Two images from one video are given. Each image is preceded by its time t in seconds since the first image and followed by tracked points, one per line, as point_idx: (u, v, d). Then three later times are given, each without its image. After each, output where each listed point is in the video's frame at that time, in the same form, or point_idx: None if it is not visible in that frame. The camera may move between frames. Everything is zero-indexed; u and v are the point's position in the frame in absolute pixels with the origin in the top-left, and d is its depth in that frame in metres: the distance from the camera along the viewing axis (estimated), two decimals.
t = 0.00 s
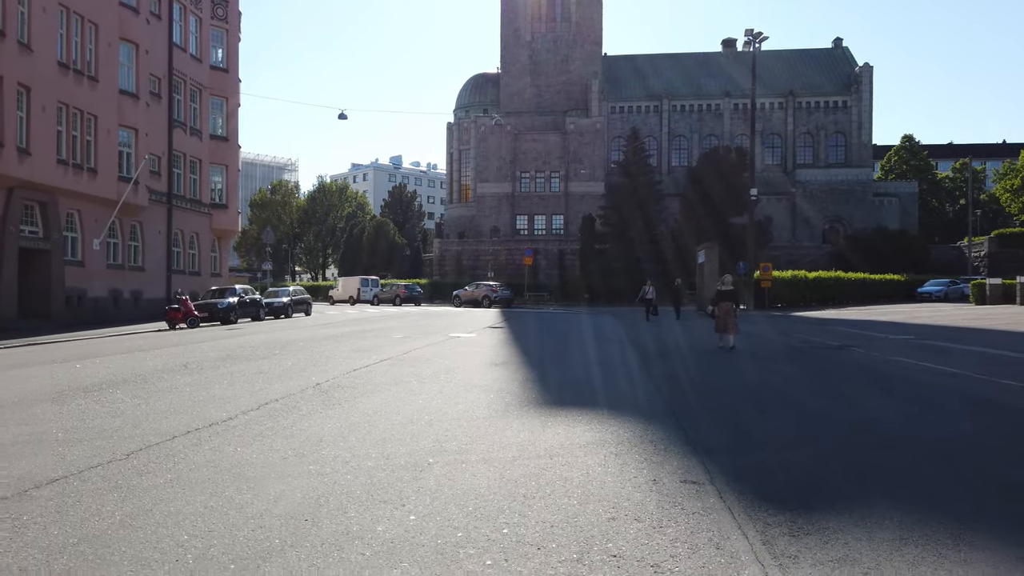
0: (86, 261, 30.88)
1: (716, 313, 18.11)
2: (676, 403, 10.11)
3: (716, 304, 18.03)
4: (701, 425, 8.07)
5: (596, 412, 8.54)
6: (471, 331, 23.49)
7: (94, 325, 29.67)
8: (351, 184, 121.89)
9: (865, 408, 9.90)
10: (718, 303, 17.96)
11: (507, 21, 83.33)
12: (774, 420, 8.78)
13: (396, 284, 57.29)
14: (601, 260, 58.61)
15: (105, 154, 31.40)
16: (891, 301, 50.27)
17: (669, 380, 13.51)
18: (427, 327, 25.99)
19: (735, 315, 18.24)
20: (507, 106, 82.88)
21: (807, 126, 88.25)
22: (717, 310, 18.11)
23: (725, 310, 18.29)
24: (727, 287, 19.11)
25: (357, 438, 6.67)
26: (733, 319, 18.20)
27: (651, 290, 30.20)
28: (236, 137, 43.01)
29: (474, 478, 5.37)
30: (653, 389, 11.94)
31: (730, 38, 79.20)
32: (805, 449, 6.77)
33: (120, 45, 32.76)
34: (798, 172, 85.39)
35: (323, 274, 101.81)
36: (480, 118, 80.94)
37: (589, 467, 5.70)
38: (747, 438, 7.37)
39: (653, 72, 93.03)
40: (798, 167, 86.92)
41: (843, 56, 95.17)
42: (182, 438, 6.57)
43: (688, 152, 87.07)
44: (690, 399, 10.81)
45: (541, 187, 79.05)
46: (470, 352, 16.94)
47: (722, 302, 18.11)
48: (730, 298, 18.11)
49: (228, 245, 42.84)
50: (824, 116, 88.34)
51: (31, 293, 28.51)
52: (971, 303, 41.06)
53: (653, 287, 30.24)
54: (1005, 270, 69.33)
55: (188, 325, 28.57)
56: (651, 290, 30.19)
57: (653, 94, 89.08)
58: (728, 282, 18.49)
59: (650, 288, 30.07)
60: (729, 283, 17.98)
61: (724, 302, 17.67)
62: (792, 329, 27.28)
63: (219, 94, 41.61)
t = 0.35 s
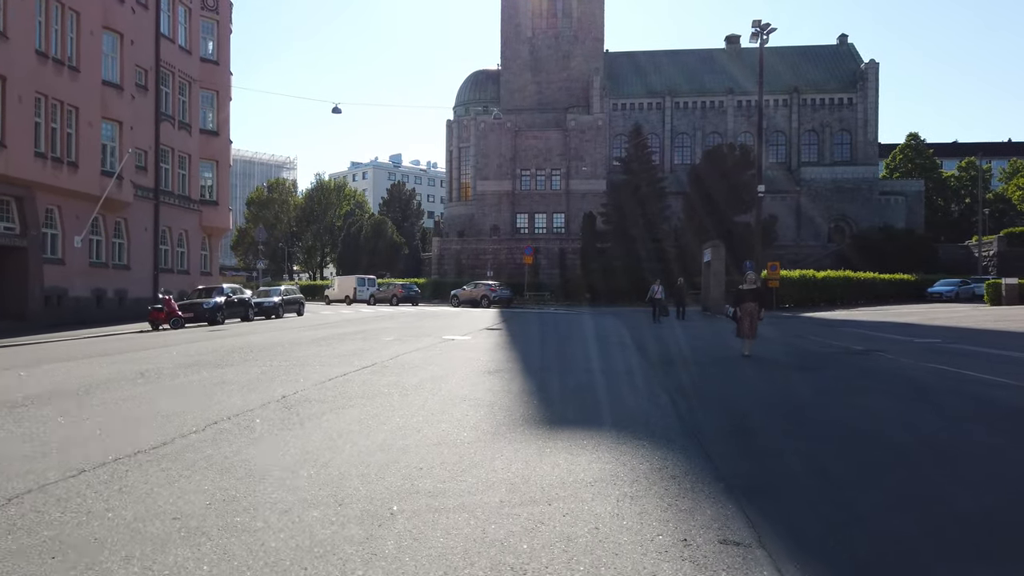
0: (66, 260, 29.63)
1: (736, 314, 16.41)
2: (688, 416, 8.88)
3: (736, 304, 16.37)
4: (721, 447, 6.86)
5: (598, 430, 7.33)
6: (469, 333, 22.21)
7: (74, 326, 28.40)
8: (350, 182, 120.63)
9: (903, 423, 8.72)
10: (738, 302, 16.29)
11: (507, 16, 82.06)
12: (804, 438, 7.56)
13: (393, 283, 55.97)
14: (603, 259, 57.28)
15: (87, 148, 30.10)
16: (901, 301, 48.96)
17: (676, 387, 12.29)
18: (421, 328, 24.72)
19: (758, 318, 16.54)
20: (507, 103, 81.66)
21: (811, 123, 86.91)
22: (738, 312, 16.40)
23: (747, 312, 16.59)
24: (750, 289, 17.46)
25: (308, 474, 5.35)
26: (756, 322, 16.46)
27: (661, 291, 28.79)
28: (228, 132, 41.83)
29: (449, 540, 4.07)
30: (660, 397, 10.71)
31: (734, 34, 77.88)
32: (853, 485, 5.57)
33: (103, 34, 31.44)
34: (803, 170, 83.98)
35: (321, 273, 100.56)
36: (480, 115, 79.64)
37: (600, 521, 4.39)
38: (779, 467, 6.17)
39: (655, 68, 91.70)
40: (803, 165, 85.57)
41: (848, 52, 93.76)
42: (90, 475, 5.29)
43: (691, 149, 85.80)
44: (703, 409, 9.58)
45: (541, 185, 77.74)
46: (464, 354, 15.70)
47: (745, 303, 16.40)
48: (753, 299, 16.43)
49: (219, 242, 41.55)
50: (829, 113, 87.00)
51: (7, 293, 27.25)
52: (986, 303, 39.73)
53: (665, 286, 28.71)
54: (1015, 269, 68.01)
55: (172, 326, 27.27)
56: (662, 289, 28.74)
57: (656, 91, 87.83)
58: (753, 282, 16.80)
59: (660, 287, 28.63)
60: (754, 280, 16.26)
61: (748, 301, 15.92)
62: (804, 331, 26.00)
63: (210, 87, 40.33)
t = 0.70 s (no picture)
0: (45, 258, 28.37)
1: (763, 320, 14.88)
2: (709, 434, 7.56)
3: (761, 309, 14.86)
4: (758, 483, 5.54)
5: (604, 459, 6.00)
6: (463, 335, 20.89)
7: (52, 327, 27.11)
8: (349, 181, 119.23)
9: (962, 443, 7.39)
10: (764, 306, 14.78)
11: (506, 11, 80.70)
12: (856, 467, 6.26)
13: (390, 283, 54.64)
14: (604, 258, 55.91)
15: (67, 141, 28.79)
16: (912, 301, 47.58)
17: (690, 398, 10.96)
18: (414, 329, 23.39)
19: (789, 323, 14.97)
20: (507, 100, 80.43)
21: (816, 120, 85.49)
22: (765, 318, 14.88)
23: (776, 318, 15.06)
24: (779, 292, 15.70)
25: (226, 535, 4.05)
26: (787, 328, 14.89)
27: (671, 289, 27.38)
28: (218, 127, 40.56)
29: None
30: (673, 409, 9.39)
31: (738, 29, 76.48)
32: (940, 543, 4.26)
33: (84, 23, 30.17)
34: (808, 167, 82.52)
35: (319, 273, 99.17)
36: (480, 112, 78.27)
37: None
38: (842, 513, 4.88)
39: (657, 64, 90.34)
40: (808, 162, 84.16)
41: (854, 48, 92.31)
42: None
43: (694, 146, 84.47)
44: (725, 426, 8.25)
45: (542, 182, 76.33)
46: (456, 357, 14.38)
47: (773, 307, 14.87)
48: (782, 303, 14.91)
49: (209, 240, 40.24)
50: (835, 110, 85.54)
51: None
52: (1003, 303, 38.29)
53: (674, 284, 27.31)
54: None
55: (154, 327, 25.95)
56: (671, 287, 27.33)
57: (658, 87, 86.48)
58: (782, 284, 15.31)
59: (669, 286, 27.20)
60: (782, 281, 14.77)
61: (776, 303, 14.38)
62: (817, 332, 24.66)
63: (199, 80, 39.03)
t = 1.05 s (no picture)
0: (22, 256, 27.14)
1: (803, 325, 13.18)
2: (747, 468, 6.19)
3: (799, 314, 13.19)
4: (826, 547, 4.24)
5: (625, 511, 4.65)
6: (459, 338, 19.53)
7: (28, 329, 25.88)
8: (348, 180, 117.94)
9: None
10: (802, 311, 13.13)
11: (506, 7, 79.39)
12: (943, 516, 4.94)
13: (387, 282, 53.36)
14: (606, 258, 54.49)
15: (44, 132, 27.46)
16: (922, 301, 46.23)
17: (712, 414, 9.60)
18: (407, 332, 22.03)
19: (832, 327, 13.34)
20: (508, 98, 79.14)
21: (822, 117, 84.08)
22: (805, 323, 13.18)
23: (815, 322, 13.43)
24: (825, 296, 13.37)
25: None
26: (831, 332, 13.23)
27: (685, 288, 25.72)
28: (209, 122, 39.24)
29: None
30: (697, 430, 8.01)
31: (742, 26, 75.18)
32: None
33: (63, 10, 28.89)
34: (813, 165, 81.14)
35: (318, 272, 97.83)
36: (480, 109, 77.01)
37: None
38: None
39: (660, 61, 88.99)
40: (813, 160, 82.78)
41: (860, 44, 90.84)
42: None
43: (698, 144, 83.23)
44: (762, 454, 6.88)
45: (543, 180, 74.98)
46: (447, 364, 13.03)
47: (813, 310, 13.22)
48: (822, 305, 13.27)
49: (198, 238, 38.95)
50: (840, 107, 84.12)
51: None
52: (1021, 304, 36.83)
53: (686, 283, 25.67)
54: None
55: (134, 329, 24.70)
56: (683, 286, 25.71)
57: (661, 83, 85.18)
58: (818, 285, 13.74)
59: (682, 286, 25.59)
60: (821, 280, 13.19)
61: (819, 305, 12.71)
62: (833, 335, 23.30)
63: (188, 73, 37.71)
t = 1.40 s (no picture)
0: None
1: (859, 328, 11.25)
2: (798, 522, 4.87)
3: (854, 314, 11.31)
4: None
5: None
6: (451, 341, 18.21)
7: None
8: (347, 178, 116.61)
9: None
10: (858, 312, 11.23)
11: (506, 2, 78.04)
12: None
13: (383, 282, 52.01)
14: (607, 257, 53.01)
15: (19, 123, 26.17)
16: (934, 301, 44.84)
17: (734, 436, 8.28)
18: (396, 333, 20.69)
19: (893, 333, 11.27)
20: (509, 95, 77.83)
21: (827, 114, 82.64)
22: (862, 325, 11.25)
23: (873, 325, 11.48)
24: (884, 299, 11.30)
25: None
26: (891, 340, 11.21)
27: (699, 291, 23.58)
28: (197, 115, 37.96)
29: None
30: (724, 461, 6.68)
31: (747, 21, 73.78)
32: None
33: None
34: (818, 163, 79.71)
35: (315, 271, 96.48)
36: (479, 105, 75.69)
37: None
38: None
39: (663, 57, 87.61)
40: (818, 157, 81.35)
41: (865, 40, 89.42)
42: None
43: (701, 141, 81.90)
44: (808, 498, 5.55)
45: (544, 178, 73.64)
46: (434, 372, 11.68)
47: (871, 311, 11.21)
48: (881, 306, 11.22)
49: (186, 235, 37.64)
50: (846, 104, 82.67)
51: None
52: None
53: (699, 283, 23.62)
54: None
55: (109, 331, 23.40)
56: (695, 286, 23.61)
57: (664, 80, 83.81)
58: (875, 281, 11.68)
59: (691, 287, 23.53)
60: (881, 276, 11.14)
61: (875, 309, 10.71)
62: (849, 338, 21.97)
63: (175, 65, 36.38)
